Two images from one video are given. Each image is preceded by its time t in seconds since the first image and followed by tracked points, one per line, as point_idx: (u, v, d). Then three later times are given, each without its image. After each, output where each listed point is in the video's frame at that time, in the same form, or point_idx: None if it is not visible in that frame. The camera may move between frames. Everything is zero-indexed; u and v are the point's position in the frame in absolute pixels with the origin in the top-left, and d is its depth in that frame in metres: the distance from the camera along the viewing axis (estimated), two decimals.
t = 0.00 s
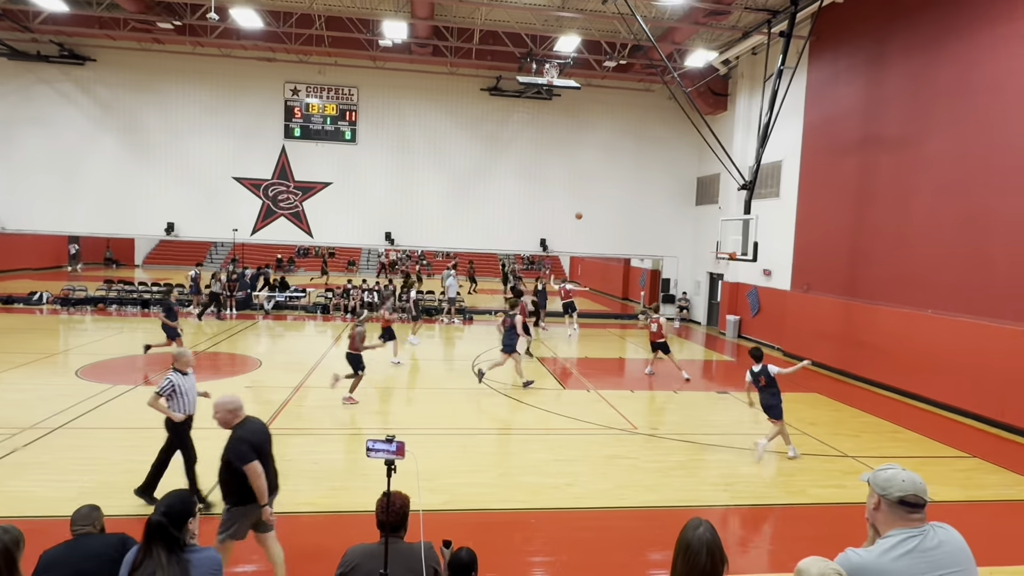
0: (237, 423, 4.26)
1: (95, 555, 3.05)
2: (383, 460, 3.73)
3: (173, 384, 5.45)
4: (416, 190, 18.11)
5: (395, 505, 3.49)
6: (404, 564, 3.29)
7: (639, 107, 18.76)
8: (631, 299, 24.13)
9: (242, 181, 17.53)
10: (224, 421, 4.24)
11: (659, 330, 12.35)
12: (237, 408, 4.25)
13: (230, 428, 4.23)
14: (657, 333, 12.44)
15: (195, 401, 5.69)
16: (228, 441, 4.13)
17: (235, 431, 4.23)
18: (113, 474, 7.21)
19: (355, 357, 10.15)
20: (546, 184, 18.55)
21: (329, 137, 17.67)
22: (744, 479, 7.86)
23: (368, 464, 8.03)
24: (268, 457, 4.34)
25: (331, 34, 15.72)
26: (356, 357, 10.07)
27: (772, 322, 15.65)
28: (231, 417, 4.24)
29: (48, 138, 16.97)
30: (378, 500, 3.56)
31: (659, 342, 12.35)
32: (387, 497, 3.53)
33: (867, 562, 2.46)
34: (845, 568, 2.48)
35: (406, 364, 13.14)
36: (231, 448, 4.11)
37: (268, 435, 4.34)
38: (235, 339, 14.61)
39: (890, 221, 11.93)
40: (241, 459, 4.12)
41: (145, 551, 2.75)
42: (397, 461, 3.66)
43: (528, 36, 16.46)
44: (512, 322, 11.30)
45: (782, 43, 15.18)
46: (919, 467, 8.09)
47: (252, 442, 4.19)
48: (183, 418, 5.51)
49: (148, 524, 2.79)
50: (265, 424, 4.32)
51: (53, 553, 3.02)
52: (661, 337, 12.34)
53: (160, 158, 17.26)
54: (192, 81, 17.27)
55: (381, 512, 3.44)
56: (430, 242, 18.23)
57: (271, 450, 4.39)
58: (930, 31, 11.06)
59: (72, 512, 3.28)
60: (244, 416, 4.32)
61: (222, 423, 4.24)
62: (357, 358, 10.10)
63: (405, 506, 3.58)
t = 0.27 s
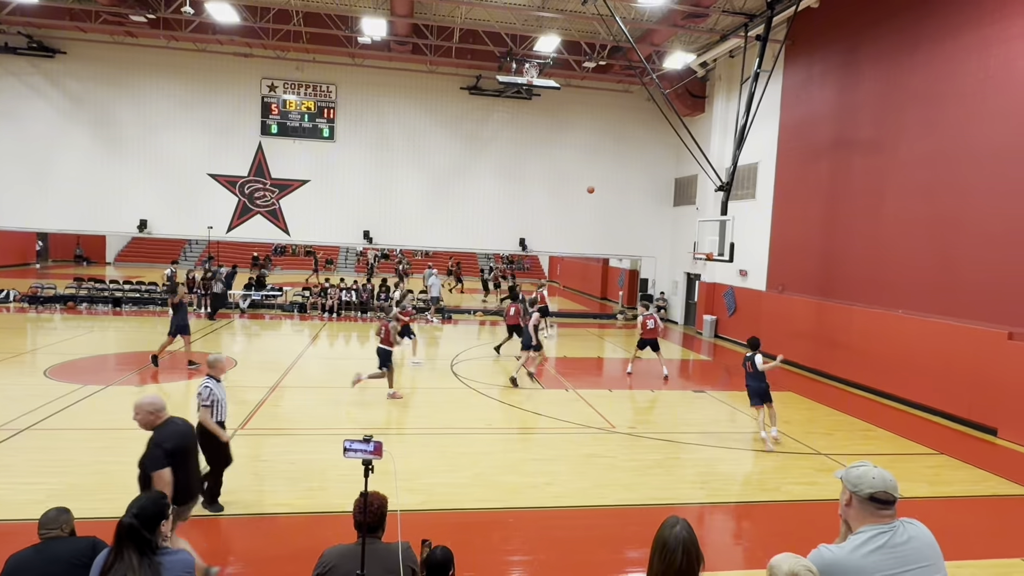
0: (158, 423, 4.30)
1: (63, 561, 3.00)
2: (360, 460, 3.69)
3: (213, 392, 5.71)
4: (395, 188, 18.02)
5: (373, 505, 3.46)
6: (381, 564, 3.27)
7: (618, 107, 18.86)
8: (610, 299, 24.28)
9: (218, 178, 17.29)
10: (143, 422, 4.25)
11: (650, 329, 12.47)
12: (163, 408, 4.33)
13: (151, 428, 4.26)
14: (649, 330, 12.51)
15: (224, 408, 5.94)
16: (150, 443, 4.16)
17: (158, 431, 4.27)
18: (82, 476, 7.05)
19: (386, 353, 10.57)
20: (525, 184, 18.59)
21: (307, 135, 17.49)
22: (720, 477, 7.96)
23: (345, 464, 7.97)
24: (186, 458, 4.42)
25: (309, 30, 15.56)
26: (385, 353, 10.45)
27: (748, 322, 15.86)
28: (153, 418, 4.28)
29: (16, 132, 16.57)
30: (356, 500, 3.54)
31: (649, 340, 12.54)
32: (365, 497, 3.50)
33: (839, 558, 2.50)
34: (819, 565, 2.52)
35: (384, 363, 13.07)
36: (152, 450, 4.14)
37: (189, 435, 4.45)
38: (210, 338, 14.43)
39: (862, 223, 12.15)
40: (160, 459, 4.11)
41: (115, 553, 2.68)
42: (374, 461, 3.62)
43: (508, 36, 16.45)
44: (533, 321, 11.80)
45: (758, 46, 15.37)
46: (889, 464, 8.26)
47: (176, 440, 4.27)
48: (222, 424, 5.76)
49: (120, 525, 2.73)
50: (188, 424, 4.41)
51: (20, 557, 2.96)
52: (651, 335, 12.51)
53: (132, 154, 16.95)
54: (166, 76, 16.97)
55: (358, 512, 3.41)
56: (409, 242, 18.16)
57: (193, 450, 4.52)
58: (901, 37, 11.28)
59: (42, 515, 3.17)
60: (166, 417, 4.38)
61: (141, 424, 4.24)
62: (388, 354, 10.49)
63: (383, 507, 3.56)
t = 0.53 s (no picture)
0: (91, 424, 3.87)
1: (40, 564, 2.94)
2: (345, 461, 3.61)
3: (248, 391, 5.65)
4: (381, 188, 17.94)
5: (356, 506, 3.42)
6: (367, 566, 3.26)
7: (604, 109, 18.92)
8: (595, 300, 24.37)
9: (201, 177, 17.11)
10: (75, 422, 3.82)
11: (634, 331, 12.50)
12: (98, 408, 3.88)
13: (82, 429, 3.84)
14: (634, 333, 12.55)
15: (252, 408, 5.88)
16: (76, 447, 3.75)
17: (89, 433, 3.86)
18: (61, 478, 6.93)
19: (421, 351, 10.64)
20: (512, 185, 18.60)
21: (292, 133, 17.37)
22: (704, 477, 8.02)
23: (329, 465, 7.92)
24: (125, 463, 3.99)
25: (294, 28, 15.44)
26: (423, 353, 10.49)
27: (732, 323, 15.98)
28: (86, 418, 3.84)
29: None
30: (339, 501, 3.49)
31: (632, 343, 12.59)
32: (348, 498, 3.45)
33: (821, 558, 2.53)
34: (801, 565, 2.55)
35: (368, 363, 13.03)
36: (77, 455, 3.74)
37: (127, 437, 3.99)
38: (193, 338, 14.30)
39: (844, 225, 12.29)
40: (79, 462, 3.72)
41: (93, 559, 2.63)
42: (359, 462, 3.55)
43: (495, 36, 16.43)
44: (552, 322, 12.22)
45: (743, 50, 15.50)
46: (871, 463, 8.36)
47: (110, 444, 3.84)
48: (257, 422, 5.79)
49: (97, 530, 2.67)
50: (126, 429, 3.96)
51: None
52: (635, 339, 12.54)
53: (114, 152, 16.73)
54: (148, 73, 16.77)
55: (342, 513, 3.37)
56: (395, 242, 18.09)
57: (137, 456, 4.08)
58: (884, 41, 11.42)
59: (18, 518, 3.09)
60: (102, 418, 3.94)
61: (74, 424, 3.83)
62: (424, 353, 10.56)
63: (367, 507, 3.52)
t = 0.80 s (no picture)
0: (23, 423, 3.80)
1: (30, 565, 2.91)
2: (338, 462, 3.58)
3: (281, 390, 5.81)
4: (375, 188, 17.91)
5: (348, 508, 3.40)
6: (360, 567, 3.24)
7: (599, 110, 18.95)
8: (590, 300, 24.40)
9: (194, 176, 17.04)
10: (5, 422, 3.74)
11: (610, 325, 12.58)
12: (29, 406, 3.83)
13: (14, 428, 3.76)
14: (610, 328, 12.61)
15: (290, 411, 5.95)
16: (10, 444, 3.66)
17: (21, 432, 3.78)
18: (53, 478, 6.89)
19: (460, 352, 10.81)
20: (507, 185, 18.61)
21: (286, 133, 17.32)
22: (698, 477, 8.04)
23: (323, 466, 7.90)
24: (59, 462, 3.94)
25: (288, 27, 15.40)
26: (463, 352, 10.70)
27: (725, 324, 16.04)
28: (19, 417, 3.78)
29: None
30: (332, 502, 3.48)
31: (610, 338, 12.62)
32: (341, 499, 3.44)
33: (813, 557, 2.54)
34: (794, 564, 2.56)
35: (362, 364, 13.00)
36: (12, 453, 3.65)
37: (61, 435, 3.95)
38: (186, 338, 14.25)
39: (837, 226, 12.35)
40: (24, 460, 3.65)
41: (84, 561, 2.61)
42: (353, 462, 3.52)
43: (490, 36, 16.42)
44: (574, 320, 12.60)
45: (738, 51, 15.56)
46: (864, 463, 8.40)
47: (47, 440, 3.81)
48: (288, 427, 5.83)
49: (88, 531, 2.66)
50: (61, 425, 3.93)
51: None
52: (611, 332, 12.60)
53: (107, 150, 16.64)
54: (141, 71, 16.69)
55: (334, 514, 3.36)
56: (389, 242, 18.06)
57: (63, 455, 4.08)
58: (877, 43, 11.48)
59: (9, 518, 3.08)
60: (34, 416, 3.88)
61: None
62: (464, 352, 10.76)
63: (360, 507, 3.51)
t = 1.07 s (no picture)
0: None
1: (30, 565, 2.90)
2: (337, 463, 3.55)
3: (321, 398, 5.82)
4: (374, 189, 17.92)
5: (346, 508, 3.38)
6: (359, 568, 3.23)
7: (598, 111, 18.98)
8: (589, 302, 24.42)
9: (194, 176, 17.04)
10: None
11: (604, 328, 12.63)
12: None
13: None
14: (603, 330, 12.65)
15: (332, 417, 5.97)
16: None
17: None
18: (51, 479, 6.87)
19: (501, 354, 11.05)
20: (506, 186, 18.62)
21: (286, 134, 17.33)
22: (697, 479, 8.03)
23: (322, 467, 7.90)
24: None
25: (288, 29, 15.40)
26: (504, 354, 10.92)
27: (724, 325, 16.04)
28: None
29: None
30: (331, 504, 3.46)
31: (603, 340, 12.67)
32: (340, 499, 3.43)
33: (813, 559, 2.54)
34: (793, 566, 2.56)
35: (360, 365, 12.99)
36: None
37: None
38: (184, 339, 14.24)
39: (836, 228, 12.36)
40: None
41: (82, 561, 2.61)
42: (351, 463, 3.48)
43: (489, 38, 16.44)
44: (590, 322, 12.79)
45: (737, 53, 15.59)
46: (863, 465, 8.40)
47: None
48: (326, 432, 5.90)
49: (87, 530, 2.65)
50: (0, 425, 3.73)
51: None
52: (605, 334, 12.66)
53: (106, 151, 16.64)
54: (141, 72, 16.70)
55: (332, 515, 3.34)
56: (388, 243, 18.06)
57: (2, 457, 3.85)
58: (876, 45, 11.50)
59: (9, 519, 3.08)
60: None
61: None
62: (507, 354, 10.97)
63: (359, 508, 3.51)
